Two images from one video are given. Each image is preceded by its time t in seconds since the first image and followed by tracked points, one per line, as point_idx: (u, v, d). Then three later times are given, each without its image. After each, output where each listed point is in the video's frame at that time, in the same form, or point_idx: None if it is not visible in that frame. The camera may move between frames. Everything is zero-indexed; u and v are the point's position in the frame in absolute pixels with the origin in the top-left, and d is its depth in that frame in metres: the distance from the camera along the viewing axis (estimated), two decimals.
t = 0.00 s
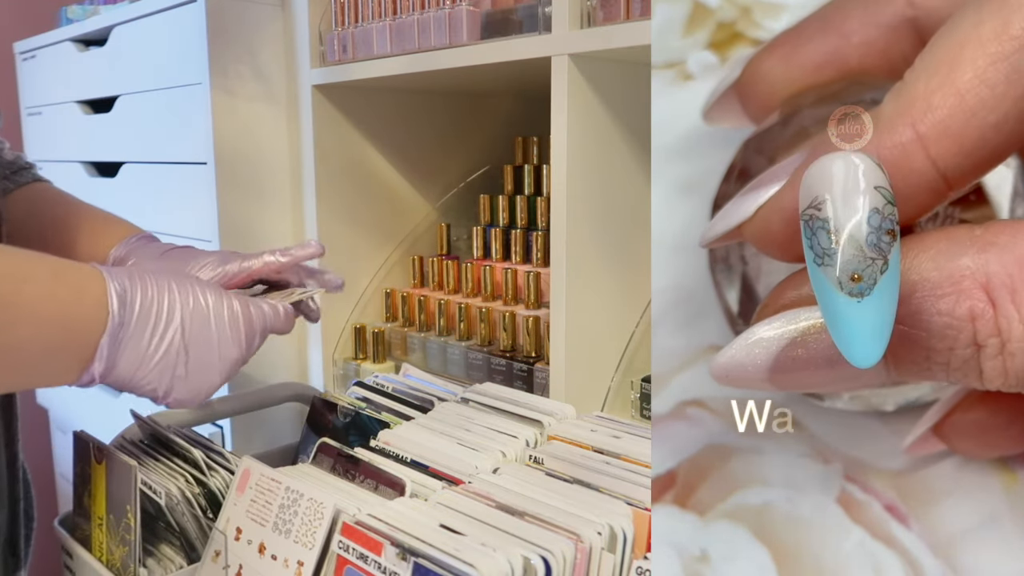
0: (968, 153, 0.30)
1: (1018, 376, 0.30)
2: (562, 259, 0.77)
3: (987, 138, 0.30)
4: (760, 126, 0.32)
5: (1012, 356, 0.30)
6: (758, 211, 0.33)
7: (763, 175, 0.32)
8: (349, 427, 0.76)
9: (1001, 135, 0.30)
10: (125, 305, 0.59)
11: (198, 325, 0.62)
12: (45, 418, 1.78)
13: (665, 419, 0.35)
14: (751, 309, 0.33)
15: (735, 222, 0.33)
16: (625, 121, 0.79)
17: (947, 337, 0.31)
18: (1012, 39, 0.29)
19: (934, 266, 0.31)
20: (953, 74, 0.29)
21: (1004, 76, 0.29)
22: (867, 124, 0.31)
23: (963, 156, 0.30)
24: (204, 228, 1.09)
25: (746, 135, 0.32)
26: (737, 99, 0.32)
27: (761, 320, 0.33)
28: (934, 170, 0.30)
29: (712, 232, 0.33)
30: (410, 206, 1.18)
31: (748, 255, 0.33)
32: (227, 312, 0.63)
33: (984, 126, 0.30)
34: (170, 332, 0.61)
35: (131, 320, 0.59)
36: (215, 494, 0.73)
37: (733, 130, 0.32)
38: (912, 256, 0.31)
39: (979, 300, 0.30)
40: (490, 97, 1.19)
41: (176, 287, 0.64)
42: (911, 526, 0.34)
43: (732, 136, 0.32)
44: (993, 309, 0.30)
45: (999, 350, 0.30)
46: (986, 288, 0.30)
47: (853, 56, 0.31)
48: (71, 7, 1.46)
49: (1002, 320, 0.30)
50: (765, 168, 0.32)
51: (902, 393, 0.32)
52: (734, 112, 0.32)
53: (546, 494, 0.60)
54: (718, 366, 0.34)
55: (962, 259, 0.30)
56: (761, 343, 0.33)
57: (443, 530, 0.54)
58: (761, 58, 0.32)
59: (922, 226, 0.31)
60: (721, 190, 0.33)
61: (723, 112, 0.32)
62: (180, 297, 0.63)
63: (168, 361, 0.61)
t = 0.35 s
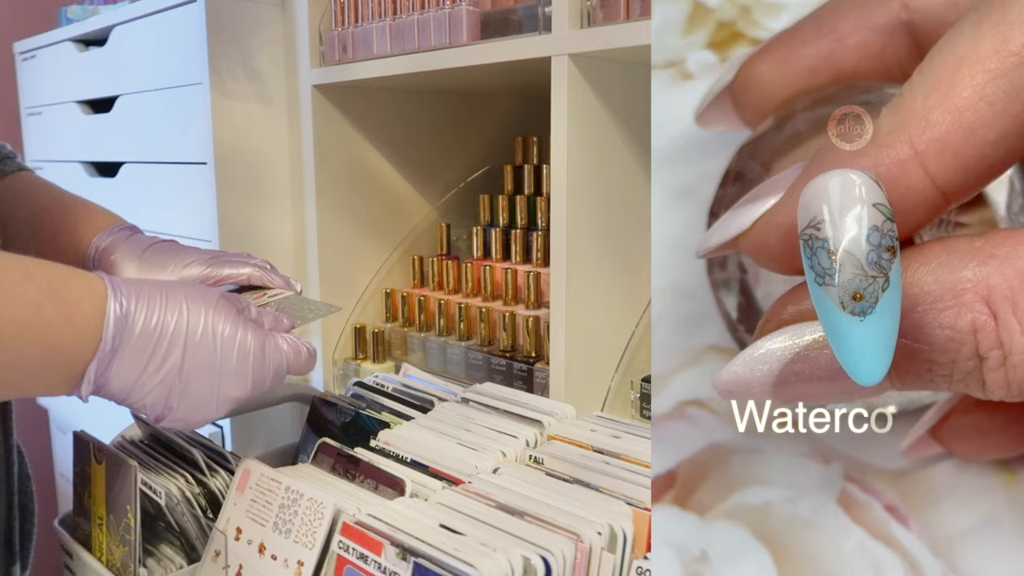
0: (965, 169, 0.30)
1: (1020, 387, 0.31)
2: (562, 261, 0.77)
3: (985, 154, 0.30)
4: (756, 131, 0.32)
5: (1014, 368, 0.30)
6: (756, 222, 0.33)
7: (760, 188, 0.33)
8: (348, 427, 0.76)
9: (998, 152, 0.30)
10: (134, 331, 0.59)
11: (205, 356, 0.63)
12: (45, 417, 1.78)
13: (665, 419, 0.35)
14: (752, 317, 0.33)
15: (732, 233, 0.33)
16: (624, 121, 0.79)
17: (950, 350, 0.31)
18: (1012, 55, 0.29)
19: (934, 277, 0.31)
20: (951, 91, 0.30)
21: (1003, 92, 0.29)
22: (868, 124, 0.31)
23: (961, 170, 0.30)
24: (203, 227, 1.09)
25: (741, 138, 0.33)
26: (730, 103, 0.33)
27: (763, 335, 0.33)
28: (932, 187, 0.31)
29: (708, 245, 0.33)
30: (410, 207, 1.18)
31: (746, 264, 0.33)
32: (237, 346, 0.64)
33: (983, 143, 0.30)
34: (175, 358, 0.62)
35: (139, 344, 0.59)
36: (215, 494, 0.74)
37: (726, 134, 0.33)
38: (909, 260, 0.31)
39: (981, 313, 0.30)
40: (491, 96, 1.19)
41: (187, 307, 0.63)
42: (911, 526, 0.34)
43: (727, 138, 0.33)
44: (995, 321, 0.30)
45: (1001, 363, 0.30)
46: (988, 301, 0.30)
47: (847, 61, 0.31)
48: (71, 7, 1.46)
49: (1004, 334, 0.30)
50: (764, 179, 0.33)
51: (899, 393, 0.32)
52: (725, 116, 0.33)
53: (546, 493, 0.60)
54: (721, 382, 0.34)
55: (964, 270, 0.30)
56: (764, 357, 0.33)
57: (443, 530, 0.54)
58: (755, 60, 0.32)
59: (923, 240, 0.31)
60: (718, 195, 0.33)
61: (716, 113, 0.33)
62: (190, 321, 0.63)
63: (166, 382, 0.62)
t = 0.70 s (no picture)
0: (962, 181, 0.30)
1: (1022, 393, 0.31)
2: (562, 262, 0.77)
3: (981, 167, 0.30)
4: (750, 134, 0.32)
5: (1016, 374, 0.31)
6: (753, 230, 0.33)
7: (755, 197, 0.33)
8: (348, 427, 0.76)
9: (994, 164, 0.30)
10: (116, 369, 0.59)
11: (190, 393, 0.62)
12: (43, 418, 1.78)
13: (665, 419, 0.35)
14: (752, 322, 0.33)
15: (729, 241, 0.33)
16: (624, 121, 0.79)
17: (953, 356, 0.31)
18: (1009, 69, 0.29)
19: (935, 282, 0.31)
20: (949, 103, 0.30)
21: (1000, 105, 0.29)
22: (868, 125, 0.31)
23: (959, 184, 0.30)
24: (203, 227, 1.09)
25: (738, 140, 0.33)
26: (724, 104, 0.33)
27: (766, 343, 0.33)
28: (928, 198, 0.31)
29: (706, 251, 0.33)
30: (410, 207, 1.18)
31: (744, 271, 0.33)
32: (221, 388, 0.63)
33: (980, 156, 0.30)
34: (157, 395, 0.62)
35: (120, 380, 0.60)
36: (215, 495, 0.74)
37: (721, 136, 0.33)
38: (909, 265, 0.31)
39: (982, 319, 0.30)
40: (491, 96, 1.20)
41: (176, 343, 0.63)
42: (911, 526, 0.34)
43: (723, 139, 0.33)
44: (997, 327, 0.30)
45: (1003, 368, 0.31)
46: (990, 306, 0.30)
47: (841, 64, 0.31)
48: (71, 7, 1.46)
49: (1006, 340, 0.30)
50: (761, 186, 0.33)
51: (897, 394, 0.32)
52: (720, 118, 0.33)
53: (546, 493, 0.60)
54: (725, 390, 0.34)
55: (965, 276, 0.31)
56: (765, 362, 0.33)
57: (443, 530, 0.54)
58: (751, 61, 0.32)
59: (924, 247, 0.31)
60: (714, 200, 0.33)
61: (712, 114, 0.33)
62: (176, 359, 0.62)
63: (149, 418, 0.62)
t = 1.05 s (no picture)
0: (959, 186, 0.31)
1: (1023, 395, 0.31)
2: (562, 262, 0.77)
3: (977, 172, 0.30)
4: (748, 136, 0.32)
5: (1017, 375, 0.31)
6: (750, 230, 0.33)
7: (750, 198, 0.33)
8: (348, 427, 0.76)
9: (991, 170, 0.30)
10: (108, 375, 0.60)
11: (184, 397, 0.63)
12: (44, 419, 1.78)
13: (665, 419, 0.35)
14: (753, 324, 0.33)
15: (726, 241, 0.33)
16: (624, 121, 0.79)
17: (955, 356, 0.31)
18: (1006, 75, 0.29)
19: (938, 282, 0.31)
20: (947, 108, 0.30)
21: (996, 111, 0.29)
22: (868, 124, 0.31)
23: (955, 189, 0.31)
24: (203, 227, 1.09)
25: (735, 142, 0.33)
26: (721, 105, 0.33)
27: (768, 343, 0.33)
28: (924, 204, 0.31)
29: (703, 251, 0.33)
30: (410, 207, 1.18)
31: (742, 271, 0.33)
32: (214, 395, 0.63)
33: (976, 161, 0.30)
34: (150, 399, 0.62)
35: (112, 384, 0.60)
36: (215, 494, 0.74)
37: (719, 137, 0.33)
38: (909, 265, 0.31)
39: (984, 319, 0.30)
40: (491, 96, 1.20)
41: (171, 346, 0.63)
42: (911, 526, 0.34)
43: (720, 140, 0.33)
44: (999, 326, 0.30)
45: (1005, 369, 0.31)
46: (991, 306, 0.30)
47: (838, 66, 0.31)
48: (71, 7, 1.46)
49: (1007, 339, 0.30)
50: (758, 187, 0.33)
51: (897, 394, 0.33)
52: (717, 120, 0.33)
53: (546, 493, 0.60)
54: (726, 391, 0.34)
55: (966, 277, 0.31)
56: (767, 363, 0.33)
57: (443, 530, 0.54)
58: (749, 61, 0.32)
59: (923, 249, 0.31)
60: (712, 203, 0.33)
61: (710, 115, 0.33)
62: (170, 365, 0.62)
63: (143, 419, 0.62)
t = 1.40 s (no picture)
0: (962, 179, 0.30)
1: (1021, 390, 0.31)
2: (562, 261, 0.77)
3: (982, 164, 0.30)
4: (751, 134, 0.32)
5: (1016, 371, 0.31)
6: (750, 229, 0.33)
7: (756, 194, 0.33)
8: (349, 427, 0.76)
9: (996, 162, 0.30)
10: (125, 380, 0.60)
11: (199, 405, 0.62)
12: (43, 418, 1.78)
13: (665, 419, 0.35)
14: (753, 321, 0.33)
15: (728, 238, 0.33)
16: (624, 121, 0.79)
17: (952, 353, 0.31)
18: (1009, 66, 0.29)
19: (936, 280, 0.31)
20: (949, 100, 0.30)
21: (1000, 102, 0.29)
22: (868, 124, 0.31)
23: (959, 181, 0.30)
24: (203, 227, 1.09)
25: (739, 139, 0.33)
26: (726, 104, 0.33)
27: (766, 339, 0.33)
28: (927, 195, 0.31)
29: (705, 249, 0.33)
30: (410, 206, 1.18)
31: (744, 269, 0.33)
32: (230, 403, 0.63)
33: (980, 153, 0.30)
34: (166, 406, 0.62)
35: (128, 390, 0.60)
36: (215, 495, 0.74)
37: (723, 136, 0.33)
38: (909, 261, 0.31)
39: (982, 316, 0.30)
40: (491, 96, 1.20)
41: (188, 352, 0.63)
42: (911, 526, 0.34)
43: (724, 138, 0.33)
44: (997, 324, 0.30)
45: (1003, 365, 0.31)
46: (989, 303, 0.30)
47: (842, 64, 0.31)
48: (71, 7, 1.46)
49: (1005, 336, 0.30)
50: (761, 184, 0.33)
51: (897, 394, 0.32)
52: (721, 118, 0.33)
53: (546, 493, 0.60)
54: (724, 386, 0.34)
55: (965, 274, 0.31)
56: (765, 359, 0.33)
57: (443, 530, 0.54)
58: (752, 61, 0.32)
59: (923, 245, 0.31)
60: (715, 200, 0.33)
61: (714, 113, 0.33)
62: (186, 372, 0.62)
63: (158, 427, 0.62)
